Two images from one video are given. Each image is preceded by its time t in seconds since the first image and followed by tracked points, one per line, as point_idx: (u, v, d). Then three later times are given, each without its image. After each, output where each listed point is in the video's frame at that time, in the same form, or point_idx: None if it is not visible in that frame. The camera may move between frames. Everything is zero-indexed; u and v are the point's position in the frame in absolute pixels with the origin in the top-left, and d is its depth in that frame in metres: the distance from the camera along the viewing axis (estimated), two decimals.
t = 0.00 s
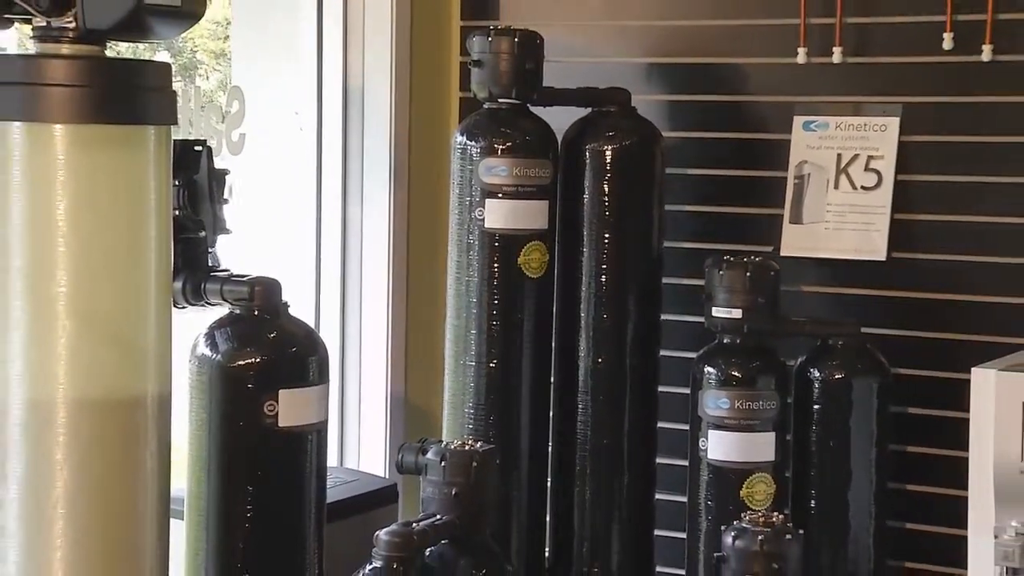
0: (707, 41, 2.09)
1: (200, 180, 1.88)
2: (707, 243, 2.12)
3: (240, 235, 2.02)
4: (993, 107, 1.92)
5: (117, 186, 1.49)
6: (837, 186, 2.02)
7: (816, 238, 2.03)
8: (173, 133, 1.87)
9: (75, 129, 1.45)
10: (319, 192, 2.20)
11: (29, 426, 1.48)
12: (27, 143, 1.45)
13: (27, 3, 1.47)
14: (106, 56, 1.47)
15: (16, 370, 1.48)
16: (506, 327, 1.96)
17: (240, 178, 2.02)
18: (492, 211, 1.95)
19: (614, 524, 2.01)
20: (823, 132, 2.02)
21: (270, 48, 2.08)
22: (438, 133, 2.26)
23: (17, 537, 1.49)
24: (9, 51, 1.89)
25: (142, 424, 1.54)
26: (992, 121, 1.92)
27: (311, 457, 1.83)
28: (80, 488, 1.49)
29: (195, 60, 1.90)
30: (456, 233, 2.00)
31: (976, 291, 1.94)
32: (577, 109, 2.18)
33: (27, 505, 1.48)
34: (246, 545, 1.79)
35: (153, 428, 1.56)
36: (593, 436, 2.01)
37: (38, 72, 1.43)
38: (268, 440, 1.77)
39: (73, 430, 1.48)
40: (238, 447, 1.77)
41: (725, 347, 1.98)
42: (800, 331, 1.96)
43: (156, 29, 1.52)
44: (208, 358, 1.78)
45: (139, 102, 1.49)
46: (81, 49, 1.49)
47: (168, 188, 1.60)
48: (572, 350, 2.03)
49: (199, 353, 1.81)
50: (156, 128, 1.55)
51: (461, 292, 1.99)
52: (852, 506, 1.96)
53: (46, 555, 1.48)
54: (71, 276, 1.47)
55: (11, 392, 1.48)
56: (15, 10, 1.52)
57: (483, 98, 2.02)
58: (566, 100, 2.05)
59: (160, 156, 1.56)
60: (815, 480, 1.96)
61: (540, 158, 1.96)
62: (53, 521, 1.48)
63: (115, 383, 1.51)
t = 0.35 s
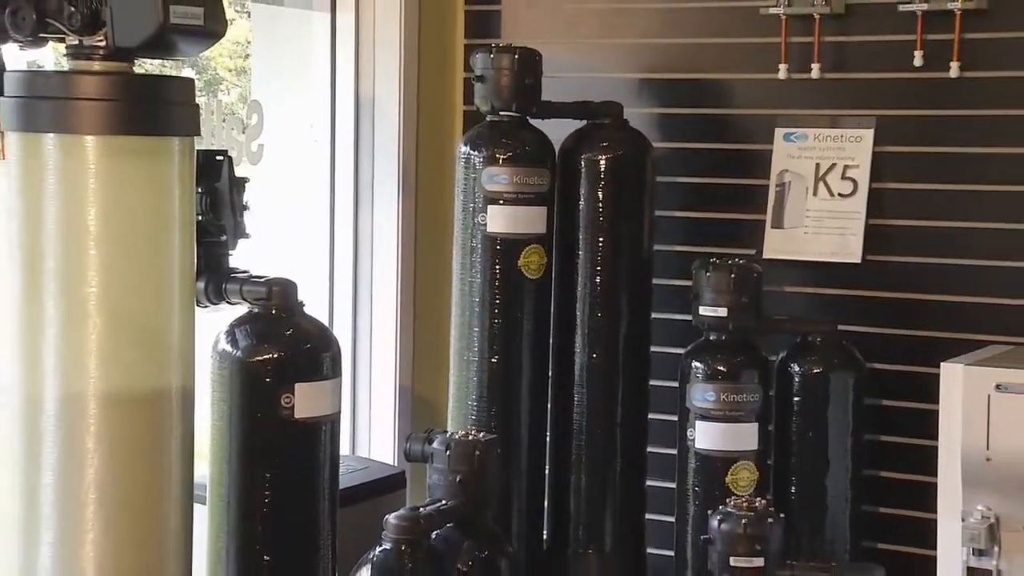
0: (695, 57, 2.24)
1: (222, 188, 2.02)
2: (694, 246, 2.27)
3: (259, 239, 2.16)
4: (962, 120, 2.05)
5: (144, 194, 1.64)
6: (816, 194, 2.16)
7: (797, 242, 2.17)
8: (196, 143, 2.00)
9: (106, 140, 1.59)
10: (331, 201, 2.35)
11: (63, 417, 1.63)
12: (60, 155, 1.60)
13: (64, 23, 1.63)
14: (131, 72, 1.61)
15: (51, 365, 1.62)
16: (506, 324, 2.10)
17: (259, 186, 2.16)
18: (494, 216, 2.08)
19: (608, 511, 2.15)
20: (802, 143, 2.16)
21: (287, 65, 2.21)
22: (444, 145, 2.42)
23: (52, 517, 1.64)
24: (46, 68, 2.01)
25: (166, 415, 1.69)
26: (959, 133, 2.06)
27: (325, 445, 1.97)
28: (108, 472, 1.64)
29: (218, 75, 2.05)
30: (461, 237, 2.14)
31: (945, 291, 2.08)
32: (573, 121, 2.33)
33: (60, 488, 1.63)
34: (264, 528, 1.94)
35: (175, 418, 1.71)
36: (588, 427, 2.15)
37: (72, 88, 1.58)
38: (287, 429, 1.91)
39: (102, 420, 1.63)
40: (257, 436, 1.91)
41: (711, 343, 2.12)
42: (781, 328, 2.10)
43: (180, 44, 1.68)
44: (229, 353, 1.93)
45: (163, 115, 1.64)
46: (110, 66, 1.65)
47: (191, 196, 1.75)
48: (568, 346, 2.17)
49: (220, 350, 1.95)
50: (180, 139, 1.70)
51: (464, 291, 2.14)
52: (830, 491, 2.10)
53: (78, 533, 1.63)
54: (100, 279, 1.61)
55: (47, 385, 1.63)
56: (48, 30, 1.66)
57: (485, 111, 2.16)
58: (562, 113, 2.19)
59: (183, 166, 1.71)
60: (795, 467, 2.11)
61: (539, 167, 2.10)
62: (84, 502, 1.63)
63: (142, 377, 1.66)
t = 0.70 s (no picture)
0: (684, 72, 2.39)
1: (241, 194, 2.15)
2: (683, 249, 2.42)
3: (277, 242, 2.31)
4: (932, 131, 2.20)
5: (170, 202, 1.78)
6: (797, 200, 2.31)
7: (779, 246, 2.32)
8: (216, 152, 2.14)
9: (133, 150, 1.74)
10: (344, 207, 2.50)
11: (95, 409, 1.78)
12: (91, 164, 1.75)
13: (93, 40, 1.83)
14: (158, 86, 1.80)
15: (83, 360, 1.77)
16: (506, 322, 2.25)
17: (276, 194, 2.32)
18: (496, 221, 2.23)
19: (602, 496, 2.30)
20: (784, 153, 2.31)
21: (299, 79, 2.36)
22: (450, 152, 2.57)
23: (84, 500, 1.79)
24: (79, 84, 2.16)
25: (190, 405, 1.84)
26: (930, 144, 2.20)
27: (338, 435, 2.12)
28: (136, 459, 1.79)
29: (239, 89, 2.20)
30: (464, 241, 2.29)
31: (917, 291, 2.23)
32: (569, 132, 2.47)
33: (92, 474, 1.79)
34: (280, 512, 2.08)
35: (198, 410, 1.86)
36: (584, 418, 2.30)
37: (101, 101, 1.73)
38: (302, 419, 2.06)
39: (129, 410, 1.78)
40: (275, 427, 2.05)
41: (699, 339, 2.26)
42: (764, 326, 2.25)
43: (202, 61, 1.86)
44: (247, 350, 2.07)
45: (185, 125, 1.79)
46: (136, 81, 1.82)
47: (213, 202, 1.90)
48: (564, 343, 2.32)
49: (239, 346, 2.09)
50: (202, 148, 1.84)
51: (467, 291, 2.28)
52: (809, 478, 2.24)
53: (109, 514, 1.79)
54: (128, 280, 1.76)
55: (79, 379, 1.78)
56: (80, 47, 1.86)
57: (487, 122, 2.31)
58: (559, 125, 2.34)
59: (205, 174, 1.85)
60: (778, 456, 2.25)
61: (537, 175, 2.24)
62: (114, 486, 1.79)
63: (168, 372, 1.81)
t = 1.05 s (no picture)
0: (674, 86, 2.55)
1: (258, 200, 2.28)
2: (673, 252, 2.58)
3: (295, 246, 2.48)
4: (905, 142, 2.36)
5: (193, 209, 1.94)
6: (779, 206, 2.46)
7: (763, 249, 2.48)
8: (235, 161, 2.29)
9: (158, 160, 1.90)
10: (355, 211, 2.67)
11: (122, 402, 1.93)
12: (119, 172, 1.90)
13: (124, 56, 1.97)
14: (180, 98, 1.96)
15: (110, 354, 1.92)
16: (507, 320, 2.40)
17: (292, 199, 2.48)
18: (498, 225, 2.38)
19: (597, 482, 2.45)
20: (767, 162, 2.47)
21: (316, 90, 2.54)
22: (455, 162, 2.75)
23: (112, 486, 1.95)
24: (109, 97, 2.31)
25: (211, 396, 1.99)
26: (904, 154, 2.36)
27: (349, 425, 2.27)
28: (161, 446, 1.94)
29: (257, 103, 2.35)
30: (468, 244, 2.44)
31: (891, 291, 2.39)
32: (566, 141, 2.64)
33: (119, 462, 1.94)
34: (295, 499, 2.23)
35: (218, 401, 2.01)
36: (580, 410, 2.45)
37: (128, 113, 1.89)
38: (315, 412, 2.21)
39: (155, 401, 1.93)
40: (290, 418, 2.21)
41: (687, 336, 2.41)
42: (748, 325, 2.40)
43: (222, 76, 2.02)
44: (264, 346, 2.22)
45: (206, 136, 1.94)
46: (161, 94, 1.98)
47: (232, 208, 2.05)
48: (561, 339, 2.48)
49: (257, 343, 2.25)
50: (222, 158, 2.00)
51: (470, 291, 2.44)
52: (790, 465, 2.40)
53: (135, 499, 1.94)
54: (153, 280, 1.91)
55: (108, 373, 1.93)
56: (109, 63, 2.00)
57: (489, 132, 2.46)
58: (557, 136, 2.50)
59: (224, 181, 2.01)
60: (761, 445, 2.40)
61: (536, 183, 2.39)
62: (140, 473, 1.94)
63: (191, 366, 1.96)
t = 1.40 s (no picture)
0: (665, 99, 2.74)
1: (274, 206, 2.42)
2: (664, 254, 2.76)
3: (310, 249, 2.67)
4: (881, 151, 2.53)
5: (212, 215, 2.07)
6: (763, 211, 2.63)
7: (748, 251, 2.66)
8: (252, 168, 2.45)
9: (181, 168, 2.04)
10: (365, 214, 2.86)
11: (147, 393, 2.07)
12: (144, 179, 2.04)
13: (148, 71, 2.12)
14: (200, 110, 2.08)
15: (135, 351, 2.08)
16: (506, 318, 2.56)
17: (306, 204, 2.66)
18: (499, 229, 2.53)
19: (593, 469, 2.61)
20: (752, 170, 2.65)
21: (330, 100, 2.71)
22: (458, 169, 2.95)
23: (138, 472, 2.09)
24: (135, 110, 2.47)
25: (229, 391, 2.13)
26: (880, 163, 2.53)
27: (359, 418, 2.41)
28: (183, 435, 2.08)
29: (274, 115, 2.52)
30: (471, 246, 2.59)
31: (868, 291, 2.56)
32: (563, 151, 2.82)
33: (144, 450, 2.09)
34: (309, 488, 2.36)
35: (236, 394, 2.15)
36: (576, 403, 2.61)
37: (153, 125, 2.03)
38: (327, 405, 2.35)
39: (177, 394, 2.07)
40: (305, 411, 2.34)
41: (677, 333, 2.56)
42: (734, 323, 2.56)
43: (240, 88, 2.14)
44: (279, 344, 2.36)
45: (225, 146, 2.08)
46: (183, 106, 2.10)
47: (249, 213, 2.20)
48: (557, 337, 2.64)
49: (273, 339, 2.38)
50: (240, 166, 2.14)
51: (473, 290, 2.59)
52: (774, 455, 2.55)
53: (159, 484, 2.08)
54: (176, 281, 2.06)
55: (133, 367, 2.08)
56: (135, 77, 2.15)
57: (491, 142, 2.62)
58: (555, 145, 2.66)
59: (242, 189, 2.15)
60: (747, 435, 2.55)
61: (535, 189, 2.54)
62: (163, 459, 2.08)
63: (211, 359, 2.10)
